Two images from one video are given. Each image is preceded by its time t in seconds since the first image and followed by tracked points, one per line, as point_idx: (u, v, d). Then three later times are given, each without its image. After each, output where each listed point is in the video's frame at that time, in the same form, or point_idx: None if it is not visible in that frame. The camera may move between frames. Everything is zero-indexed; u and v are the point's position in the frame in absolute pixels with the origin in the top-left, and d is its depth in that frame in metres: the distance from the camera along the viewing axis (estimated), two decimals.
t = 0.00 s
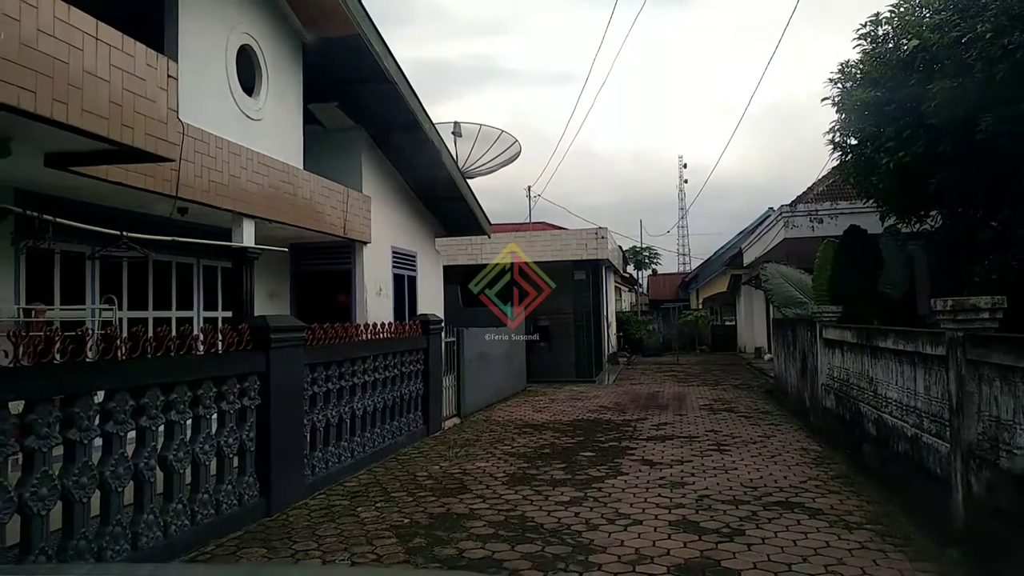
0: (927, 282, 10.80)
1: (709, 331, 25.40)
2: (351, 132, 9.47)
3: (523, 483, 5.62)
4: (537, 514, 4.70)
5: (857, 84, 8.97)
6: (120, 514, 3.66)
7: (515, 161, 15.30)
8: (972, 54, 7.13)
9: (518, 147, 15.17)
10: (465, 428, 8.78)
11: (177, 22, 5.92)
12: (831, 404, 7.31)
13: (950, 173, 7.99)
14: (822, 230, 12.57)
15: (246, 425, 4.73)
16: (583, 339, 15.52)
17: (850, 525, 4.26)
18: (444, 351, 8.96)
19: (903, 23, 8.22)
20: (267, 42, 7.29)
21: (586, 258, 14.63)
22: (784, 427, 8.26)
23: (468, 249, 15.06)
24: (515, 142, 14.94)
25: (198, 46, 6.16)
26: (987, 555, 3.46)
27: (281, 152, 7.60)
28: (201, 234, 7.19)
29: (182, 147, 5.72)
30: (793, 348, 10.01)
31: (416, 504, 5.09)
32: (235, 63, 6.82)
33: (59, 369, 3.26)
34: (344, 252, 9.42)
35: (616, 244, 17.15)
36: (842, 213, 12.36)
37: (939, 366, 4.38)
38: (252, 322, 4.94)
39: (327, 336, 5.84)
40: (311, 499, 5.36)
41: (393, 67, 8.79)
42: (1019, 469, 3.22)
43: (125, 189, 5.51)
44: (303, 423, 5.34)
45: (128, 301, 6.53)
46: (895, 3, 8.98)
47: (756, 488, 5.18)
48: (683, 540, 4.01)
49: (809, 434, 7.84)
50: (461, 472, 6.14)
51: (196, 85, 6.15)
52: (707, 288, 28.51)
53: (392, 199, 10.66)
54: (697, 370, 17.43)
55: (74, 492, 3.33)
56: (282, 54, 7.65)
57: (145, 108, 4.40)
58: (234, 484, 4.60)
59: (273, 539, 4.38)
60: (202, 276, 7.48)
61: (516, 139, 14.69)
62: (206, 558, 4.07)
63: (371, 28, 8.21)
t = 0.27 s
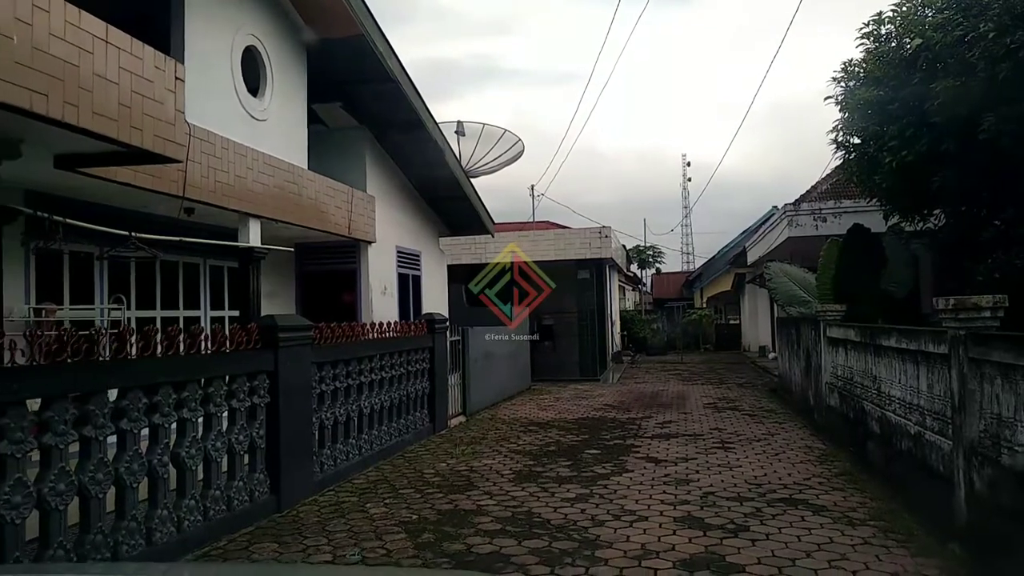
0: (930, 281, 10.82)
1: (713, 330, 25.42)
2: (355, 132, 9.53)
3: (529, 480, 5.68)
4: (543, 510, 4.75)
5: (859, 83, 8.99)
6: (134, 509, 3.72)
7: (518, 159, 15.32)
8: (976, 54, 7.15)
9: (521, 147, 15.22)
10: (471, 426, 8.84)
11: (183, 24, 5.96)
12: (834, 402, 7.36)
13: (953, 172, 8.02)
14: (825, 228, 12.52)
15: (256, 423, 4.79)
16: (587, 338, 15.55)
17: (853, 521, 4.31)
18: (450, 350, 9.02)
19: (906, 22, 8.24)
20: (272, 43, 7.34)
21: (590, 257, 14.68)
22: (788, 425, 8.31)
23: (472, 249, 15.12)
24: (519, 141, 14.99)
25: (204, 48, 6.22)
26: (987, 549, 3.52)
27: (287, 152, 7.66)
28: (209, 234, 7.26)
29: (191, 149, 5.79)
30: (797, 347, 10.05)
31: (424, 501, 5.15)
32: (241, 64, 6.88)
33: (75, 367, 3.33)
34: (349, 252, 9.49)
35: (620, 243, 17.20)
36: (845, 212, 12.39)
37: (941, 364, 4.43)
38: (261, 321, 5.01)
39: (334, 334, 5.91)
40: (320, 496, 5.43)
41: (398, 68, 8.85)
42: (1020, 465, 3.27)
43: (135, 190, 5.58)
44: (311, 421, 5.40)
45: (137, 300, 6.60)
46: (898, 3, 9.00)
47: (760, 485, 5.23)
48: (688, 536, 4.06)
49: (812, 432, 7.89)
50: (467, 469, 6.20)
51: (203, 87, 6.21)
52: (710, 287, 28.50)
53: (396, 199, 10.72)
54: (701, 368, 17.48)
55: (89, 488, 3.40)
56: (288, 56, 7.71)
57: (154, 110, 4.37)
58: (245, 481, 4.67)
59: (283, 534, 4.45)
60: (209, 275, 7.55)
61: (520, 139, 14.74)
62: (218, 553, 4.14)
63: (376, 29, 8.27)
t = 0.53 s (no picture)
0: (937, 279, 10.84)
1: (720, 328, 25.45)
2: (364, 133, 9.61)
3: (538, 477, 5.75)
4: (552, 506, 4.82)
5: (865, 82, 9.02)
6: (154, 504, 3.82)
7: (523, 159, 15.46)
8: (981, 53, 7.18)
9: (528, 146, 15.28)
10: (479, 423, 8.92)
11: (195, 28, 6.05)
12: (841, 400, 7.41)
13: (958, 171, 8.04)
14: (832, 226, 12.58)
15: (271, 420, 4.88)
16: (595, 336, 15.58)
17: (859, 516, 4.37)
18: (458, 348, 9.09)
19: (912, 21, 8.27)
20: (282, 45, 7.43)
21: (597, 256, 14.73)
22: (794, 422, 8.36)
23: (480, 248, 15.20)
24: (525, 141, 15.05)
25: (215, 51, 6.31)
26: (990, 543, 3.58)
27: (297, 153, 7.74)
28: (221, 235, 7.35)
29: (204, 151, 5.88)
30: (804, 345, 10.09)
31: (435, 497, 5.23)
32: (251, 66, 6.96)
33: (96, 365, 3.43)
34: (358, 252, 9.59)
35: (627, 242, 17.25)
36: (852, 210, 12.38)
37: (946, 361, 4.48)
38: (274, 321, 5.09)
39: (345, 333, 5.99)
40: (333, 492, 5.51)
41: (406, 69, 8.92)
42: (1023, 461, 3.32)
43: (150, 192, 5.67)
44: (323, 418, 5.48)
45: (151, 301, 6.70)
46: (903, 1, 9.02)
47: (767, 481, 5.29)
48: (695, 531, 4.13)
49: (819, 429, 7.94)
50: (477, 466, 6.28)
51: (215, 89, 6.30)
52: (717, 285, 28.54)
53: (404, 199, 10.79)
54: (708, 366, 17.52)
55: (111, 483, 3.49)
56: (297, 58, 7.79)
57: (169, 113, 4.46)
58: (260, 477, 4.75)
59: (298, 529, 4.53)
60: (221, 275, 7.64)
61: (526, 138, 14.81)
62: (235, 547, 4.23)
63: (384, 31, 8.35)
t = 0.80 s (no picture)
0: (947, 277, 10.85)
1: (730, 326, 25.45)
2: (376, 134, 9.71)
3: (549, 473, 5.84)
4: (564, 501, 4.91)
5: (874, 81, 9.06)
6: (176, 499, 3.93)
7: (533, 158, 15.54)
8: (990, 53, 7.21)
9: (537, 146, 15.37)
10: (490, 421, 9.01)
11: (213, 34, 6.17)
12: (849, 397, 7.46)
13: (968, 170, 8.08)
14: (841, 225, 12.56)
15: (288, 418, 4.98)
16: (605, 335, 15.60)
17: (866, 511, 4.44)
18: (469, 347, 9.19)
19: (921, 21, 8.31)
20: (297, 49, 7.54)
21: (606, 255, 14.79)
22: (804, 420, 8.41)
23: (489, 247, 15.29)
24: (535, 141, 15.14)
25: (232, 55, 6.43)
26: (993, 537, 3.65)
27: (312, 155, 7.85)
28: (236, 236, 7.47)
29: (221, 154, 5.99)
30: (813, 343, 10.13)
31: (448, 492, 5.33)
32: (267, 70, 7.08)
33: (122, 363, 3.55)
34: (371, 253, 9.68)
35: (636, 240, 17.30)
36: (862, 209, 12.38)
37: (953, 359, 4.54)
38: (291, 320, 5.20)
39: (359, 332, 6.09)
40: (348, 488, 5.62)
41: (418, 71, 9.02)
42: None
43: (169, 194, 5.79)
44: (338, 415, 5.58)
45: (169, 300, 6.82)
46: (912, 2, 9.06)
47: (776, 478, 5.35)
48: (705, 525, 4.21)
49: (828, 426, 7.99)
50: (489, 463, 6.37)
51: (232, 93, 6.41)
52: (726, 283, 28.54)
53: (415, 199, 10.89)
54: (717, 365, 17.56)
55: (136, 478, 3.61)
56: (312, 61, 7.90)
57: (192, 119, 4.57)
58: (277, 473, 4.86)
59: (315, 524, 4.64)
60: (237, 275, 7.76)
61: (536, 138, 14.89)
62: (254, 541, 4.34)
63: (397, 34, 8.45)
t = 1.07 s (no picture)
0: (958, 274, 10.87)
1: (740, 324, 25.45)
2: (388, 134, 9.81)
3: (562, 468, 5.93)
4: (577, 495, 5.00)
5: (883, 79, 9.09)
6: (200, 492, 4.04)
7: (545, 156, 15.53)
8: (999, 50, 7.24)
9: (547, 144, 15.44)
10: (502, 417, 9.10)
11: (229, 37, 6.28)
12: (859, 394, 7.51)
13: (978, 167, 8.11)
14: (851, 222, 12.61)
15: (306, 413, 5.09)
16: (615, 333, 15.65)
17: (875, 505, 4.50)
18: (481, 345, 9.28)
19: (930, 19, 8.34)
20: (311, 50, 7.64)
21: (617, 252, 14.85)
22: (814, 416, 8.46)
23: (500, 245, 15.38)
24: (545, 139, 15.21)
25: (248, 57, 6.54)
26: (999, 529, 3.71)
27: (325, 155, 7.96)
28: (252, 235, 7.59)
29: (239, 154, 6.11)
30: (823, 340, 10.17)
31: (463, 487, 5.43)
32: (281, 71, 7.19)
33: (148, 360, 3.66)
34: (384, 252, 9.80)
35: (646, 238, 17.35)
36: (872, 207, 12.43)
37: (960, 355, 4.61)
38: (308, 317, 5.30)
39: (374, 329, 6.20)
40: (364, 483, 5.72)
41: (429, 71, 9.11)
42: None
43: (187, 194, 5.91)
44: (354, 411, 5.69)
45: (187, 299, 6.94)
46: None
47: (786, 472, 5.42)
48: (715, 518, 4.28)
49: (838, 422, 8.04)
50: (502, 458, 6.46)
51: (248, 95, 6.52)
52: (736, 281, 28.55)
53: (427, 198, 10.99)
54: (727, 362, 17.59)
55: (162, 471, 3.73)
56: (325, 62, 8.01)
57: (212, 121, 4.67)
58: (296, 467, 4.96)
59: (334, 517, 4.74)
60: (253, 274, 7.88)
61: (546, 137, 14.96)
62: (274, 534, 4.44)
63: (409, 35, 8.54)
